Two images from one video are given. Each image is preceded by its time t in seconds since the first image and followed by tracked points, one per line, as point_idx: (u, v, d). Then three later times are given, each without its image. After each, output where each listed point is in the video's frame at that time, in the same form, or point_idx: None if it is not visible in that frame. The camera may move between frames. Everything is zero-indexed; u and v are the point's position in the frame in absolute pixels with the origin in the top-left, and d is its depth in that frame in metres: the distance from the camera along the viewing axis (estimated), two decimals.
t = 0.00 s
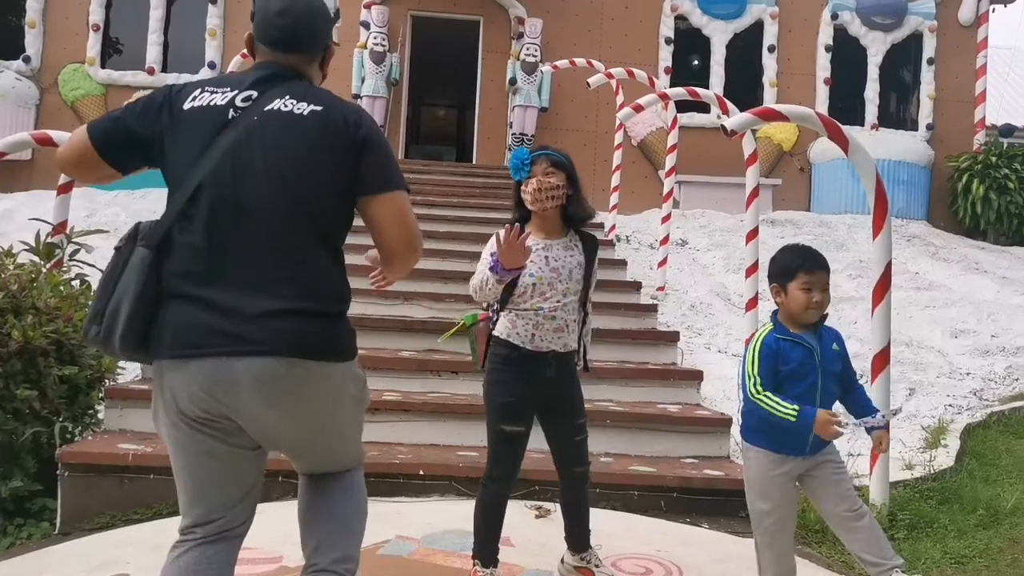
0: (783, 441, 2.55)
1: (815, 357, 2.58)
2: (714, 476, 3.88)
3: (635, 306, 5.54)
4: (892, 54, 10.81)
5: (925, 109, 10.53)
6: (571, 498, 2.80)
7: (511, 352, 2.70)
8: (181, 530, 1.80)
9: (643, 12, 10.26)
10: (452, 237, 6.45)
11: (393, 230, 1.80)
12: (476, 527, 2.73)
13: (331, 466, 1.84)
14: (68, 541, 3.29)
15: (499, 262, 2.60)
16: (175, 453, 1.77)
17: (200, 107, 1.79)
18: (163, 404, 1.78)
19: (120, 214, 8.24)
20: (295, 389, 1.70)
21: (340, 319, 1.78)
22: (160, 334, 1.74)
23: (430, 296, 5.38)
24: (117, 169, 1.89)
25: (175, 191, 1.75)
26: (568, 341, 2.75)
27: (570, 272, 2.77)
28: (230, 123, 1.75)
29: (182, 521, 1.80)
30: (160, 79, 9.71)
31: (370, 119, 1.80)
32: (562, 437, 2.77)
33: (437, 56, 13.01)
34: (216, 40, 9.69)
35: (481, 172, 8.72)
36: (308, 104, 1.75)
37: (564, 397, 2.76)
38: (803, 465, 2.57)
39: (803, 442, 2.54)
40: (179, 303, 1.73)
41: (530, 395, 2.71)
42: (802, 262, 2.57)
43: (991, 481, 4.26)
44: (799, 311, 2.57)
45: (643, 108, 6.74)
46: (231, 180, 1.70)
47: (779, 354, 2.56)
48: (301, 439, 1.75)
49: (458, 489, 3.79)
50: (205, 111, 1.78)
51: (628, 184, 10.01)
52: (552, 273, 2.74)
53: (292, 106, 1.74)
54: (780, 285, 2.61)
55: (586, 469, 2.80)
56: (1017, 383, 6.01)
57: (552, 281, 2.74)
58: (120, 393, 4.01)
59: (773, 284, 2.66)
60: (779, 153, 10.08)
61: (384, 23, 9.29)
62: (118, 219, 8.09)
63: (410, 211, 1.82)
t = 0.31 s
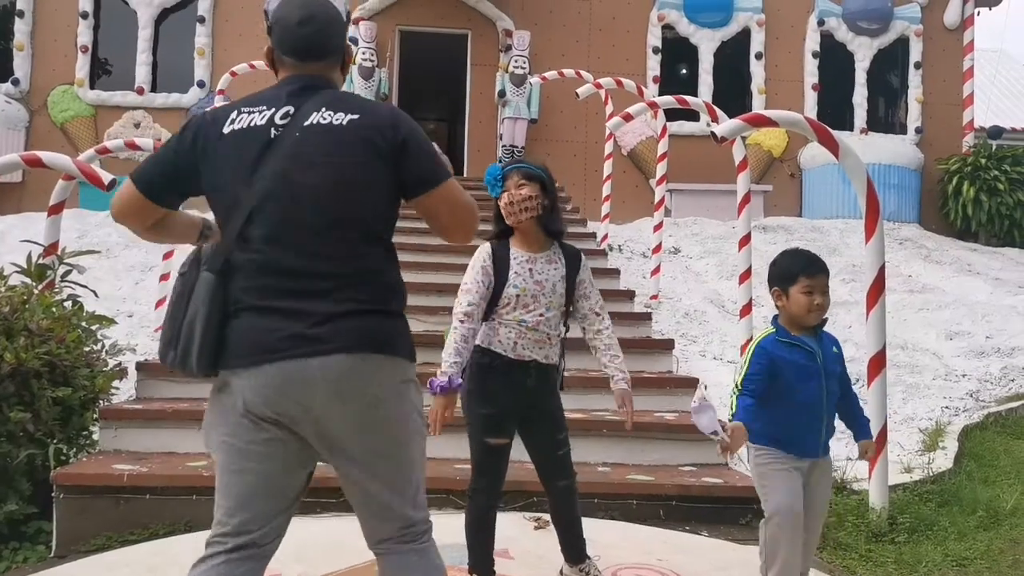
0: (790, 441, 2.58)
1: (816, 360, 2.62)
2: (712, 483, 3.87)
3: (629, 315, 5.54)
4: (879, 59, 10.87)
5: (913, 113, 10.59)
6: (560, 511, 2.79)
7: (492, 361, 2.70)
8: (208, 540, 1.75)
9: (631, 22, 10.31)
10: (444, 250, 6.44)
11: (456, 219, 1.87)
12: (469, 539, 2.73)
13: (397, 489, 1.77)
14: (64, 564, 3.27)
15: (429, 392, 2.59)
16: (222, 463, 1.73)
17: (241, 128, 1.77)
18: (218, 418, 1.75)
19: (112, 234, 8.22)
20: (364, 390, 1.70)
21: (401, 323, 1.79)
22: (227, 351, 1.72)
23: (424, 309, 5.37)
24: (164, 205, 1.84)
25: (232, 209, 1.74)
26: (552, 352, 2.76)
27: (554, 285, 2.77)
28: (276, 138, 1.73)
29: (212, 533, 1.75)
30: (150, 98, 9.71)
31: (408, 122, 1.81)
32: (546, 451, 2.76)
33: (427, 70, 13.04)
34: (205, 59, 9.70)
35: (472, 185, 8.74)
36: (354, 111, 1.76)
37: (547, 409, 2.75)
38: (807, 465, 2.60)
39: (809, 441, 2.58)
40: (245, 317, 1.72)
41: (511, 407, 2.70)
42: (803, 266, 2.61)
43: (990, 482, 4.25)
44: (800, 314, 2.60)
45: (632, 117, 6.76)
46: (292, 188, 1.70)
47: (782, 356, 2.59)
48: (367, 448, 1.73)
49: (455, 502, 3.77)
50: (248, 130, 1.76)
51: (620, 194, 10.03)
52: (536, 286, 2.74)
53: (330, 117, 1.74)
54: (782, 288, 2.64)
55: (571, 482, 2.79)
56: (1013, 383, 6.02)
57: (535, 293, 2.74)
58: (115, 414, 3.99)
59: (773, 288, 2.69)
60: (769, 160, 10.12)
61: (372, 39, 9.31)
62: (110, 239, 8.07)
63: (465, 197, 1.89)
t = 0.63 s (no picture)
0: (784, 436, 2.65)
1: (808, 355, 2.70)
2: (713, 484, 3.86)
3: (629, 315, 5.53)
4: (878, 59, 10.88)
5: (913, 113, 10.59)
6: (573, 515, 2.78)
7: (506, 363, 2.71)
8: (257, 539, 1.85)
9: (630, 23, 10.31)
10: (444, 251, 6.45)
11: (505, 235, 2.00)
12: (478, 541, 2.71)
13: (445, 496, 1.88)
14: (63, 567, 3.26)
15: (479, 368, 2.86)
16: (278, 466, 1.83)
17: (305, 144, 1.87)
18: (276, 421, 1.86)
19: (112, 236, 8.22)
20: (423, 400, 1.81)
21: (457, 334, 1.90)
22: (291, 361, 1.83)
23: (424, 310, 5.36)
24: (241, 231, 1.95)
25: (296, 224, 1.84)
26: (565, 351, 2.74)
27: (562, 285, 2.80)
28: (339, 154, 1.83)
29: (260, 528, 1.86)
30: (150, 101, 9.72)
31: (465, 137, 1.91)
32: (559, 453, 2.73)
33: (427, 71, 13.03)
34: (205, 62, 9.71)
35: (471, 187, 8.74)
36: (415, 129, 1.85)
37: (562, 410, 2.73)
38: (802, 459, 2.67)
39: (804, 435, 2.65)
40: (308, 329, 1.82)
41: (528, 408, 2.69)
42: (796, 265, 2.66)
43: (991, 482, 4.25)
44: (792, 312, 2.68)
45: (632, 118, 6.75)
46: (357, 205, 1.79)
47: (775, 351, 2.67)
48: (421, 457, 1.84)
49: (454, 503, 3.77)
50: (312, 146, 1.86)
51: (620, 195, 10.03)
52: (543, 286, 2.78)
53: (391, 132, 1.84)
54: (774, 286, 2.71)
55: (584, 488, 2.76)
56: (1014, 383, 6.02)
57: (542, 294, 2.77)
58: (115, 416, 4.00)
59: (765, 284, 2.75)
60: (769, 160, 10.13)
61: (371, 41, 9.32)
62: (110, 242, 8.06)
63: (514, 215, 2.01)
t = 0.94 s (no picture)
0: (799, 445, 2.68)
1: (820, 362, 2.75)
2: (713, 492, 3.86)
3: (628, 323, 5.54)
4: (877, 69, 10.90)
5: (911, 122, 10.62)
6: (575, 513, 2.89)
7: (508, 367, 2.88)
8: (256, 558, 1.84)
9: (629, 32, 10.34)
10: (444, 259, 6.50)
11: (524, 274, 1.96)
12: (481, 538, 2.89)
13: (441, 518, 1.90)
14: None
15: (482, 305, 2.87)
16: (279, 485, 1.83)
17: (325, 167, 1.89)
18: (278, 441, 1.87)
19: (112, 245, 8.23)
20: (426, 426, 1.83)
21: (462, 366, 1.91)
22: (296, 382, 1.84)
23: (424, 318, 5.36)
24: (259, 246, 1.98)
25: (308, 247, 1.87)
26: (564, 354, 2.85)
27: (558, 290, 2.89)
28: (357, 181, 1.85)
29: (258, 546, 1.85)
30: (150, 111, 9.74)
31: (486, 170, 1.91)
32: (561, 455, 2.85)
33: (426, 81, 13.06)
34: (205, 72, 9.75)
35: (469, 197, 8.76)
36: (433, 162, 1.86)
37: (562, 412, 2.85)
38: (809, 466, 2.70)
39: (813, 443, 2.69)
40: (314, 351, 1.84)
41: (529, 409, 2.84)
42: (810, 272, 2.72)
43: (991, 491, 4.24)
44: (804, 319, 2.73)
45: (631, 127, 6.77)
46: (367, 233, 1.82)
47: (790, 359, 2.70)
48: (422, 484, 1.85)
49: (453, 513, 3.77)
50: (330, 171, 1.88)
51: (619, 204, 10.04)
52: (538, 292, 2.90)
53: (412, 163, 1.86)
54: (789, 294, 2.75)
55: (585, 488, 2.88)
56: (1014, 391, 6.00)
57: (537, 300, 2.90)
58: (115, 425, 4.00)
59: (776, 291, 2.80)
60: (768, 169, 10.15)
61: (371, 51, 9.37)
62: (109, 251, 8.07)
63: (535, 252, 1.96)
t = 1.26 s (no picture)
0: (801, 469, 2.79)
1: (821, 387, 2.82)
2: (701, 515, 3.86)
3: (615, 346, 5.56)
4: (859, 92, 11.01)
5: (894, 144, 10.74)
6: (550, 539, 2.89)
7: (474, 395, 2.91)
8: None
9: (614, 56, 10.44)
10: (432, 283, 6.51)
11: (514, 303, 1.96)
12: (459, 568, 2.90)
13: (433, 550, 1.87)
14: None
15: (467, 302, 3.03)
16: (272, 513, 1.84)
17: (318, 200, 1.90)
18: (272, 470, 1.87)
19: (98, 272, 8.21)
20: (419, 456, 1.83)
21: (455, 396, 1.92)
22: (291, 414, 1.85)
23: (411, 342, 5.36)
24: (251, 276, 1.99)
25: (302, 280, 1.88)
26: (531, 382, 2.90)
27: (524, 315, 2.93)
28: (350, 215, 1.87)
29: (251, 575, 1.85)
30: (137, 137, 9.75)
31: (478, 200, 1.93)
32: (531, 481, 2.86)
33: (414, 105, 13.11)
34: (192, 97, 9.78)
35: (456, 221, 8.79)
36: (426, 194, 1.88)
37: (536, 436, 2.88)
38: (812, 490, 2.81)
39: (816, 470, 2.80)
40: (308, 382, 1.85)
41: (500, 436, 2.87)
42: (811, 299, 2.81)
43: (977, 511, 4.26)
44: (807, 346, 2.81)
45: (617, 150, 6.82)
46: (362, 266, 1.83)
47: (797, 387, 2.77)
48: (415, 514, 1.83)
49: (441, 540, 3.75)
50: (324, 204, 1.89)
51: (605, 227, 10.09)
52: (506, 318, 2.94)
53: (405, 195, 1.87)
54: (790, 318, 2.83)
55: (557, 514, 2.88)
56: (999, 411, 6.04)
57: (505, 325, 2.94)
58: (100, 453, 3.98)
59: (778, 317, 2.87)
60: (752, 192, 10.24)
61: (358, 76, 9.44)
62: (95, 278, 8.04)
63: (525, 281, 1.98)
